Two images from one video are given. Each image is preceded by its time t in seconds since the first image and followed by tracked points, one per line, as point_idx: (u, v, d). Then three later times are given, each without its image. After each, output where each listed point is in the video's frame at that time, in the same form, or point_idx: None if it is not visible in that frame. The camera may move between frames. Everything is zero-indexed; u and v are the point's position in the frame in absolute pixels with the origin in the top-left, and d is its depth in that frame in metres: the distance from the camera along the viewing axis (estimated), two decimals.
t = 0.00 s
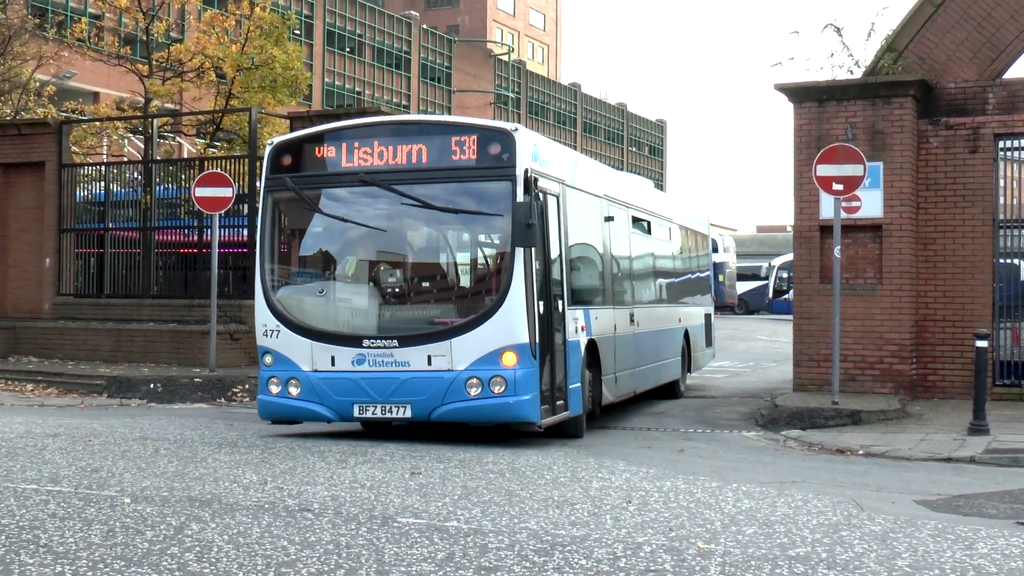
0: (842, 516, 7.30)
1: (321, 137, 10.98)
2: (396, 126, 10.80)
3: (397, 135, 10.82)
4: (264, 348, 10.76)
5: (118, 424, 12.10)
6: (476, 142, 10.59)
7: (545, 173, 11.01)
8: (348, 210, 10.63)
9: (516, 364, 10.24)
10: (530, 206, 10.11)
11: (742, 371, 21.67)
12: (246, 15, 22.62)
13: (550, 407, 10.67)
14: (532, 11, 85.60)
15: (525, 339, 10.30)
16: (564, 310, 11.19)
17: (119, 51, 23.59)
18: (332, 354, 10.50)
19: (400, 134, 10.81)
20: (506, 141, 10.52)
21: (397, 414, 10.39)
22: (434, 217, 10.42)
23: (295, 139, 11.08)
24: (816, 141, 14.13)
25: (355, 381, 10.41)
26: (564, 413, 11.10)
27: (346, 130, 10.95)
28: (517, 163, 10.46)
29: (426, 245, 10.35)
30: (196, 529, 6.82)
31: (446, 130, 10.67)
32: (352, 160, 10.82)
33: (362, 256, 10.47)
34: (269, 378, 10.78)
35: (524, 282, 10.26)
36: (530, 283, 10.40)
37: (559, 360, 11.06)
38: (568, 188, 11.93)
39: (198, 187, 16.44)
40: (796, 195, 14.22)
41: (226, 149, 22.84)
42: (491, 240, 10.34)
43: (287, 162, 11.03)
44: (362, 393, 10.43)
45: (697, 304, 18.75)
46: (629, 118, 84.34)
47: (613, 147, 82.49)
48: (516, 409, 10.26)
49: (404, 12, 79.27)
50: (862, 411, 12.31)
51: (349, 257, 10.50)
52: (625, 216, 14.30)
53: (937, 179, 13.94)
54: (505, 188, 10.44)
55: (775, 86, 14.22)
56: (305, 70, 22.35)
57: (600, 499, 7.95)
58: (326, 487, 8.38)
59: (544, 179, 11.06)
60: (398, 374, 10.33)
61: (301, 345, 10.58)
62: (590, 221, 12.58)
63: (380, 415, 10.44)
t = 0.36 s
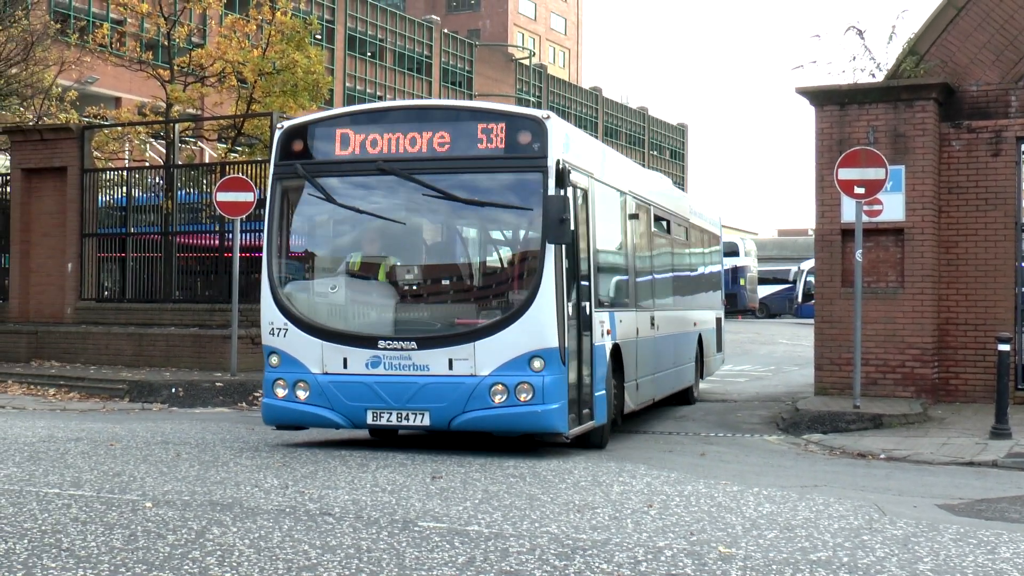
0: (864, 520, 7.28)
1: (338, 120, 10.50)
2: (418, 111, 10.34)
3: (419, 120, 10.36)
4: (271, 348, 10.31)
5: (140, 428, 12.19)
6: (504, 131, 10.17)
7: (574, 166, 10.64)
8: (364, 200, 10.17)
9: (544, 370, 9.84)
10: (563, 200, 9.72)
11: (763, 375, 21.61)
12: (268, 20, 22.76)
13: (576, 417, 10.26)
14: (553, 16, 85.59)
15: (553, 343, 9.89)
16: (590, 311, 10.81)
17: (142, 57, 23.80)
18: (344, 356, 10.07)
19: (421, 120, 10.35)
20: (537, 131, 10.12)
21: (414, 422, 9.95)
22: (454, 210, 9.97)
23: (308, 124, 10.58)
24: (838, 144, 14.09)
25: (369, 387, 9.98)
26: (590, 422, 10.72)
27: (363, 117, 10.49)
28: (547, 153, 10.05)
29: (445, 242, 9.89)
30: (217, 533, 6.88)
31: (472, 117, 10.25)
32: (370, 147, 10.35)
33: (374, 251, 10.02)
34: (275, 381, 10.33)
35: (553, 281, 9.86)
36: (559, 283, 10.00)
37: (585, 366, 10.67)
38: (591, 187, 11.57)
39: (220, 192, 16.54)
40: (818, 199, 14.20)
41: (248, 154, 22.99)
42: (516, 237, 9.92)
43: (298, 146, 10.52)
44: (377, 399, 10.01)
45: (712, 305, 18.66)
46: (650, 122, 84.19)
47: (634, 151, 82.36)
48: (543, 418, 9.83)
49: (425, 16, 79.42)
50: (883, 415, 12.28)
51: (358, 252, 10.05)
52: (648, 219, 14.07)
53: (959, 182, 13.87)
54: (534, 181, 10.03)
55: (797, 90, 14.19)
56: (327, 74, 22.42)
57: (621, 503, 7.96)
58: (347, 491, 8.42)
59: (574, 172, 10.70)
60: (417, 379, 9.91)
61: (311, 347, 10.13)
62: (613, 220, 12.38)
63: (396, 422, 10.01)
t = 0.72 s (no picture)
0: (861, 523, 7.29)
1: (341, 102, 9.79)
2: (428, 94, 9.65)
3: (430, 103, 9.66)
4: (265, 350, 9.58)
5: (137, 432, 12.17)
6: (522, 116, 9.50)
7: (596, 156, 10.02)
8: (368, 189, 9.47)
9: (566, 376, 9.18)
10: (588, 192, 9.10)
11: (760, 378, 21.64)
12: (266, 22, 22.77)
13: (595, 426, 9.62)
14: (551, 18, 85.63)
15: (575, 346, 9.22)
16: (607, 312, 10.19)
17: (139, 60, 23.82)
18: (346, 360, 9.37)
19: (432, 103, 9.66)
20: (559, 117, 9.46)
21: (423, 431, 9.26)
22: (466, 201, 9.29)
23: (308, 106, 9.87)
24: (835, 147, 14.11)
25: (375, 393, 9.28)
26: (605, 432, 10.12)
27: (367, 100, 9.79)
28: (570, 141, 9.40)
29: (458, 236, 9.20)
30: (214, 537, 6.88)
31: (488, 101, 9.56)
32: (376, 132, 9.64)
33: (376, 245, 9.35)
34: (270, 386, 9.60)
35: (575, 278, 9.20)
36: (581, 283, 9.35)
37: (601, 372, 10.04)
38: (604, 179, 10.95)
39: (217, 195, 16.53)
40: (815, 202, 14.21)
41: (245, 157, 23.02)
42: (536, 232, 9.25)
43: (298, 130, 9.81)
44: (382, 406, 9.31)
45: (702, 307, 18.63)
46: (647, 125, 84.25)
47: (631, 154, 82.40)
48: (564, 427, 9.17)
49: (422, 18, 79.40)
50: (881, 418, 12.29)
51: (358, 246, 9.38)
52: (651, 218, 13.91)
53: (956, 185, 13.88)
54: (556, 171, 9.36)
55: (794, 93, 14.21)
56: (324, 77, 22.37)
57: (618, 506, 7.96)
58: (344, 494, 8.41)
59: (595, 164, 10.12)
60: (427, 385, 9.22)
61: (310, 350, 9.42)
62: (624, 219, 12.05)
63: (402, 432, 9.31)
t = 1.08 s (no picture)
0: (841, 526, 7.30)
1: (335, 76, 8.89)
2: (434, 65, 8.79)
3: (437, 74, 8.78)
4: (256, 351, 8.55)
5: (115, 438, 12.08)
6: (541, 86, 8.65)
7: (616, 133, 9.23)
8: (372, 168, 8.57)
9: (597, 369, 8.30)
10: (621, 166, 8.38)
11: (739, 382, 21.74)
12: (246, 27, 22.67)
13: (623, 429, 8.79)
14: (532, 23, 85.75)
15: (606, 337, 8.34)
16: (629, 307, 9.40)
17: (118, 64, 23.73)
18: (350, 358, 8.38)
19: (438, 74, 8.77)
20: (581, 87, 8.64)
21: (440, 435, 8.28)
22: (483, 179, 8.45)
23: (299, 78, 8.95)
24: (815, 151, 14.17)
25: (384, 394, 8.31)
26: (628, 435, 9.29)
27: (365, 71, 8.88)
28: (595, 114, 8.56)
29: (475, 219, 8.34)
30: (193, 542, 6.82)
31: (501, 71, 8.71)
32: (376, 106, 8.74)
33: (382, 230, 8.46)
34: (262, 390, 8.56)
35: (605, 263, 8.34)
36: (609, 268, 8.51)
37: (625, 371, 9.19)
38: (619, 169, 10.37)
39: (197, 200, 16.44)
40: (794, 205, 14.27)
41: (225, 162, 22.95)
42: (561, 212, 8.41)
43: (287, 106, 8.89)
44: (392, 408, 8.32)
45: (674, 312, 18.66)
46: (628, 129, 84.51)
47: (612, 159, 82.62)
48: (597, 426, 8.28)
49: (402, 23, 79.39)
50: (860, 421, 12.33)
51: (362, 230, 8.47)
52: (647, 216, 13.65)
53: (934, 189, 13.96)
54: (579, 145, 8.53)
55: (773, 97, 14.26)
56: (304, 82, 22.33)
57: (599, 510, 7.93)
58: (324, 499, 8.35)
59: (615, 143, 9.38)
60: (443, 384, 8.27)
61: (308, 347, 8.42)
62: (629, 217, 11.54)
63: (415, 436, 8.31)
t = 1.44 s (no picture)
0: (797, 529, 7.34)
1: (347, 47, 8.25)
2: (458, 33, 8.20)
3: (463, 44, 8.19)
4: (268, 358, 7.80)
5: (69, 444, 11.90)
6: (581, 55, 8.14)
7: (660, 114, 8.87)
8: (395, 151, 7.97)
9: (655, 369, 7.77)
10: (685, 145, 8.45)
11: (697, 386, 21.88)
12: (204, 29, 22.40)
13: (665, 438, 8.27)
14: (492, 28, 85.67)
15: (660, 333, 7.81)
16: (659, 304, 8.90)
17: (73, 65, 23.41)
18: (377, 362, 7.68)
19: (462, 44, 8.18)
20: (624, 57, 8.16)
21: (482, 446, 7.60)
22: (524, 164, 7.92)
23: (304, 50, 8.26)
24: (773, 157, 14.28)
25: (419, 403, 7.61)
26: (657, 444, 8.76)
27: (381, 40, 8.25)
28: (643, 87, 8.10)
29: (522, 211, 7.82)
30: (149, 549, 6.72)
31: (534, 40, 8.15)
32: (398, 79, 8.15)
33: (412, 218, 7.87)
34: (277, 403, 7.78)
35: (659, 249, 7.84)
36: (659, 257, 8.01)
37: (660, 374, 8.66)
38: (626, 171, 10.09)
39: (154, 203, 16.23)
40: (753, 211, 14.38)
41: (184, 165, 22.71)
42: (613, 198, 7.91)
43: (294, 81, 8.23)
44: (425, 419, 7.62)
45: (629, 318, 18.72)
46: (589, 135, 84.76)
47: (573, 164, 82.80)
48: (656, 431, 7.73)
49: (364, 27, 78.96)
50: (817, 425, 12.42)
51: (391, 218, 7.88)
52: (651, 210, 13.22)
53: (891, 195, 14.14)
54: (628, 121, 8.05)
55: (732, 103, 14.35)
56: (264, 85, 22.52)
57: (558, 514, 7.92)
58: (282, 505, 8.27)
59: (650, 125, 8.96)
60: (487, 390, 7.62)
61: (330, 350, 7.70)
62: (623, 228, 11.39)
63: (454, 449, 7.61)
